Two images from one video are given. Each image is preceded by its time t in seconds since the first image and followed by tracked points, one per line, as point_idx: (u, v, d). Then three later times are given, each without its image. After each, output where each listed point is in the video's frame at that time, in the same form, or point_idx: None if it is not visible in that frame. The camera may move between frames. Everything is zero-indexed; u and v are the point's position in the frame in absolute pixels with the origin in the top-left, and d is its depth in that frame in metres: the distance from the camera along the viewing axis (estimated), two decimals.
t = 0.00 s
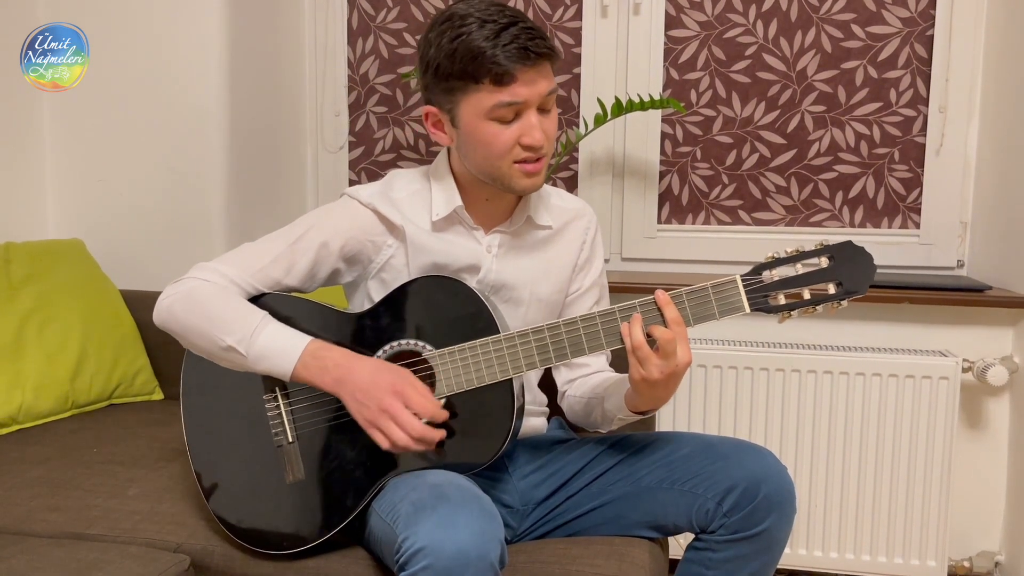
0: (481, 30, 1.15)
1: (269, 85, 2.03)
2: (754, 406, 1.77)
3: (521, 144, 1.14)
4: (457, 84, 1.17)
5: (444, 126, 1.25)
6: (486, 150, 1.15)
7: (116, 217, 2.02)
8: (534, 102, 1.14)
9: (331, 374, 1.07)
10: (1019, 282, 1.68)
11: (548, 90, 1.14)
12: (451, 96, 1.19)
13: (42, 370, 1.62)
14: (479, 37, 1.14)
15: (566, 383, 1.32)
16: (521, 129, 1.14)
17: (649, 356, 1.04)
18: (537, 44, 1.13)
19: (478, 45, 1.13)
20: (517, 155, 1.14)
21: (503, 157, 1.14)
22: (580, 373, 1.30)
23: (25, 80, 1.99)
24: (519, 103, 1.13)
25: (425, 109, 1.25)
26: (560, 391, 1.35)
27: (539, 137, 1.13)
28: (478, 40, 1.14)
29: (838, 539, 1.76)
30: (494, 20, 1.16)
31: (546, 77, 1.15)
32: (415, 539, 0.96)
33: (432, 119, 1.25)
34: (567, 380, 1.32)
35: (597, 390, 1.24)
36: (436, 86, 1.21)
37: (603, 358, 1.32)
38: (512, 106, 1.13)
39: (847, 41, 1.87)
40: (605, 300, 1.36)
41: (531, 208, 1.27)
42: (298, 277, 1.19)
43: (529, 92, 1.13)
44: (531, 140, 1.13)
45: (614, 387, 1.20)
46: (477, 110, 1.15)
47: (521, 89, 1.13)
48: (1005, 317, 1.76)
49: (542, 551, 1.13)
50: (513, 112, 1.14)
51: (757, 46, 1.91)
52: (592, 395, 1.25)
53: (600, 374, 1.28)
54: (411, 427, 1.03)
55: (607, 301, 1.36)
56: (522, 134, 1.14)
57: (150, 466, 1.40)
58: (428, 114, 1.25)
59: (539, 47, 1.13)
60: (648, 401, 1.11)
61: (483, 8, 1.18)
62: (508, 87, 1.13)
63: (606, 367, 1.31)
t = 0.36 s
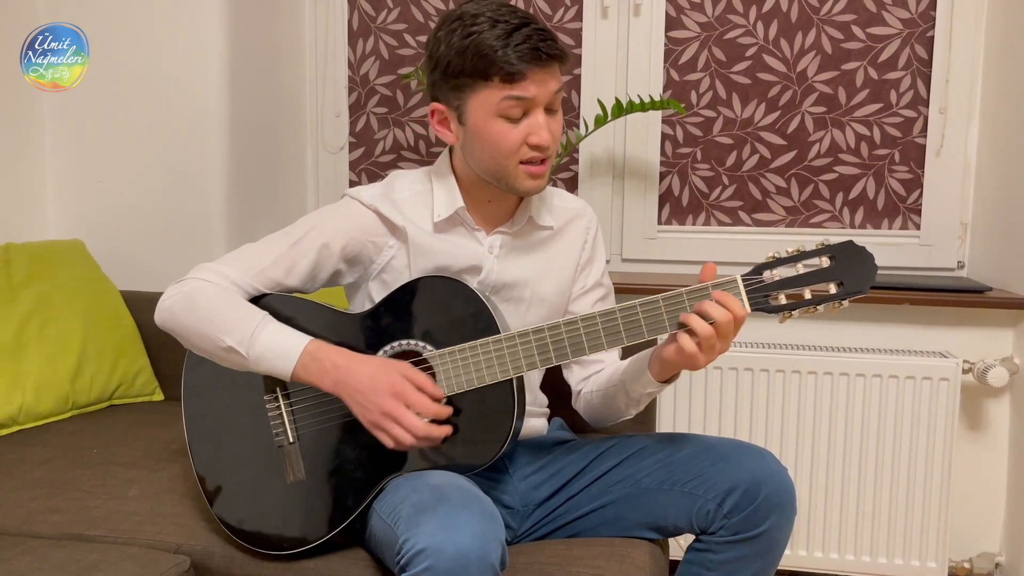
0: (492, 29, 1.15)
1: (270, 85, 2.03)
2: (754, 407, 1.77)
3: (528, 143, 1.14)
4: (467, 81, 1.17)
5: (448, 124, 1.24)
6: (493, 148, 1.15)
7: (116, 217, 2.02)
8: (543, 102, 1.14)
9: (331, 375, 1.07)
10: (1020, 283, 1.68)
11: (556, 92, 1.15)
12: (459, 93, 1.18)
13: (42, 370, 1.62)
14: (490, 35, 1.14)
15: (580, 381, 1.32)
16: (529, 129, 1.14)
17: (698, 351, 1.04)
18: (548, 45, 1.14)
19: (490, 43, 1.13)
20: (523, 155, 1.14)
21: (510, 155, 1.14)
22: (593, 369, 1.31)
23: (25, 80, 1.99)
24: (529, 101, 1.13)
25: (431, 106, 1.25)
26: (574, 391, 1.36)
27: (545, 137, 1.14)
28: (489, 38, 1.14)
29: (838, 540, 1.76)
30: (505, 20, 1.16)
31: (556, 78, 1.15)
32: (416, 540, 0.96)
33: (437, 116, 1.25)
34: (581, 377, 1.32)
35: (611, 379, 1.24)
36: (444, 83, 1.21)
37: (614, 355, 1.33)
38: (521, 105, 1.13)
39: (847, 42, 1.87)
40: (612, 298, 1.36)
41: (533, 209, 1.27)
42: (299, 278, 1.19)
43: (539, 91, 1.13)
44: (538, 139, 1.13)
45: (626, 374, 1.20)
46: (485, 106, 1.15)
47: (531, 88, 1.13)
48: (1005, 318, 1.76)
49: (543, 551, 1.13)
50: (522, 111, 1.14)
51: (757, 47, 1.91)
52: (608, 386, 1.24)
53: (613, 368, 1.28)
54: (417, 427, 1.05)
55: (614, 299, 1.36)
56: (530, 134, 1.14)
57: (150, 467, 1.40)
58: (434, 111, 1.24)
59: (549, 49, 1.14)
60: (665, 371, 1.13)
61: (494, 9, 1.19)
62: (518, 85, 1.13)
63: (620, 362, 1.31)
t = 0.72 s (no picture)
0: (492, 29, 1.15)
1: (270, 85, 2.03)
2: (755, 408, 1.77)
3: (525, 143, 1.14)
4: (466, 80, 1.17)
5: (448, 123, 1.24)
6: (490, 147, 1.15)
7: (116, 217, 2.02)
8: (540, 103, 1.14)
9: (331, 375, 1.07)
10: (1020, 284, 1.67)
11: (555, 92, 1.14)
12: (458, 92, 1.19)
13: (42, 371, 1.62)
14: (490, 35, 1.14)
15: (567, 381, 1.33)
16: (526, 129, 1.14)
17: (704, 359, 1.04)
18: (547, 45, 1.13)
19: (489, 43, 1.13)
20: (520, 155, 1.14)
21: (507, 154, 1.14)
22: (581, 369, 1.32)
23: (25, 80, 1.99)
24: (526, 101, 1.13)
25: (432, 105, 1.25)
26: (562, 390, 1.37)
27: (543, 138, 1.14)
28: (488, 38, 1.14)
29: (838, 541, 1.76)
30: (505, 20, 1.16)
31: (555, 79, 1.15)
32: (417, 541, 0.96)
33: (438, 115, 1.25)
34: (569, 377, 1.33)
35: (597, 379, 1.24)
36: (444, 82, 1.21)
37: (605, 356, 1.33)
38: (519, 105, 1.13)
39: (847, 42, 1.87)
40: (607, 298, 1.36)
41: (534, 210, 1.28)
42: (300, 278, 1.19)
43: (537, 91, 1.13)
44: (535, 140, 1.13)
45: (612, 374, 1.20)
46: (483, 106, 1.15)
47: (529, 88, 1.13)
48: (1005, 319, 1.76)
49: (543, 552, 1.13)
50: (519, 110, 1.14)
51: (757, 48, 1.91)
52: (594, 385, 1.25)
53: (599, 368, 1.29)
54: (418, 414, 1.04)
55: (609, 301, 1.36)
56: (527, 134, 1.14)
57: (150, 468, 1.40)
58: (435, 110, 1.25)
59: (548, 50, 1.14)
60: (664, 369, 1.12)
61: (495, 8, 1.18)
62: (516, 85, 1.13)
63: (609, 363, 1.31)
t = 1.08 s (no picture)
0: (490, 29, 1.15)
1: (270, 85, 2.03)
2: (755, 409, 1.77)
3: (526, 143, 1.14)
4: (465, 81, 1.17)
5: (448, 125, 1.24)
6: (490, 147, 1.15)
7: (116, 218, 2.02)
8: (540, 102, 1.14)
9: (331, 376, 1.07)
10: (1020, 284, 1.67)
11: (554, 90, 1.14)
12: (458, 93, 1.19)
13: (42, 371, 1.62)
14: (488, 34, 1.14)
15: (563, 379, 1.33)
16: (527, 128, 1.14)
17: (702, 357, 1.03)
18: (545, 44, 1.13)
19: (487, 43, 1.13)
20: (521, 154, 1.14)
21: (508, 154, 1.14)
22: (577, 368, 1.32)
23: (25, 80, 1.99)
24: (526, 100, 1.13)
25: (431, 107, 1.25)
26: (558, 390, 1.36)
27: (544, 136, 1.13)
28: (486, 38, 1.14)
29: (839, 542, 1.76)
30: (503, 19, 1.16)
31: (553, 77, 1.15)
32: (417, 541, 0.95)
33: (437, 117, 1.25)
34: (565, 376, 1.33)
35: (592, 376, 1.24)
36: (443, 84, 1.21)
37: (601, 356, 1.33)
38: (518, 104, 1.13)
39: (847, 43, 1.87)
40: (606, 296, 1.36)
41: (534, 209, 1.28)
42: (300, 277, 1.19)
43: (536, 90, 1.13)
44: (536, 139, 1.13)
45: (606, 371, 1.20)
46: (483, 106, 1.15)
47: (528, 87, 1.13)
48: (1005, 320, 1.75)
49: (543, 552, 1.13)
50: (519, 110, 1.14)
51: (757, 49, 1.91)
52: (589, 381, 1.25)
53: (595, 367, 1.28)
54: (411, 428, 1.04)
55: (608, 298, 1.36)
56: (527, 133, 1.14)
57: (150, 468, 1.40)
58: (434, 112, 1.25)
59: (546, 48, 1.14)
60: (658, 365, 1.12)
61: (492, 8, 1.18)
62: (515, 84, 1.13)
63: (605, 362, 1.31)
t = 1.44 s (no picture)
0: (491, 29, 1.15)
1: (270, 86, 2.03)
2: (755, 410, 1.77)
3: (527, 143, 1.14)
4: (466, 82, 1.17)
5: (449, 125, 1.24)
6: (492, 148, 1.15)
7: (117, 218, 2.03)
8: (541, 103, 1.14)
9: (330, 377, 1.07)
10: (1020, 286, 1.68)
11: (556, 91, 1.15)
12: (459, 94, 1.19)
13: (42, 372, 1.62)
14: (490, 35, 1.14)
15: (564, 380, 1.33)
16: (528, 129, 1.14)
17: (700, 360, 1.03)
18: (544, 44, 1.13)
19: (489, 43, 1.13)
20: (523, 155, 1.14)
21: (509, 155, 1.14)
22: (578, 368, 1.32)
23: (25, 80, 1.99)
24: (528, 101, 1.13)
25: (432, 108, 1.25)
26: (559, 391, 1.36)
27: (545, 137, 1.14)
28: (488, 39, 1.14)
29: (839, 544, 1.76)
30: (504, 20, 1.16)
31: (554, 77, 1.15)
32: (416, 542, 0.95)
33: (438, 118, 1.25)
34: (565, 376, 1.33)
35: (592, 377, 1.25)
36: (445, 85, 1.21)
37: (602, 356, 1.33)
38: (520, 105, 1.13)
39: (848, 44, 1.87)
40: (606, 297, 1.36)
41: (534, 210, 1.28)
42: (300, 280, 1.19)
43: (538, 91, 1.13)
44: (537, 140, 1.13)
45: (605, 372, 1.20)
46: (484, 107, 1.15)
47: (529, 88, 1.13)
48: (1006, 322, 1.75)
49: (543, 553, 1.13)
50: (521, 110, 1.14)
51: (757, 50, 1.91)
52: (589, 383, 1.25)
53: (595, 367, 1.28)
54: (426, 411, 1.05)
55: (609, 298, 1.36)
56: (529, 134, 1.14)
57: (151, 469, 1.40)
58: (435, 113, 1.25)
59: (548, 48, 1.14)
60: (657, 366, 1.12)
61: (494, 8, 1.18)
62: (516, 84, 1.13)
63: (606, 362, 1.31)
